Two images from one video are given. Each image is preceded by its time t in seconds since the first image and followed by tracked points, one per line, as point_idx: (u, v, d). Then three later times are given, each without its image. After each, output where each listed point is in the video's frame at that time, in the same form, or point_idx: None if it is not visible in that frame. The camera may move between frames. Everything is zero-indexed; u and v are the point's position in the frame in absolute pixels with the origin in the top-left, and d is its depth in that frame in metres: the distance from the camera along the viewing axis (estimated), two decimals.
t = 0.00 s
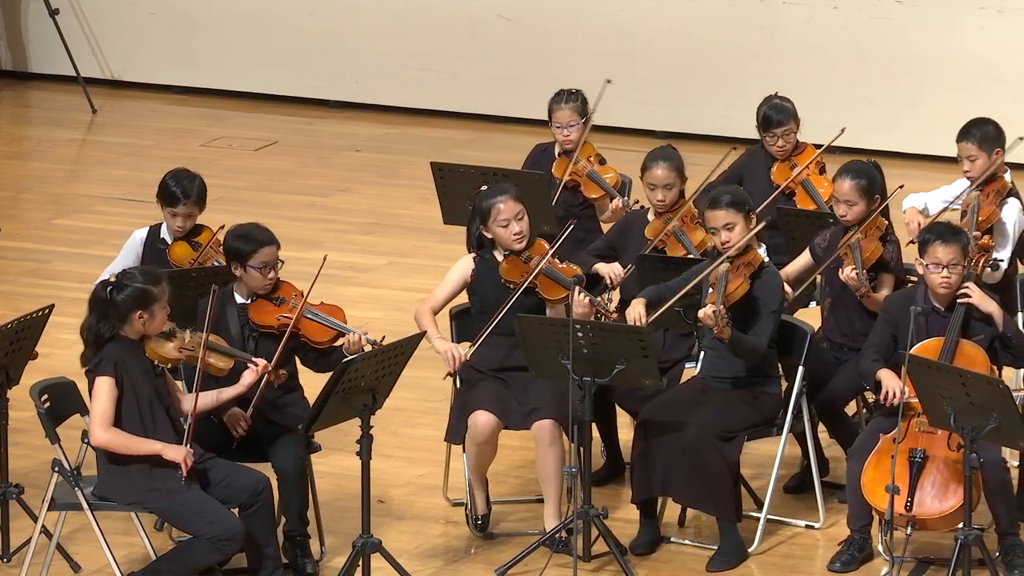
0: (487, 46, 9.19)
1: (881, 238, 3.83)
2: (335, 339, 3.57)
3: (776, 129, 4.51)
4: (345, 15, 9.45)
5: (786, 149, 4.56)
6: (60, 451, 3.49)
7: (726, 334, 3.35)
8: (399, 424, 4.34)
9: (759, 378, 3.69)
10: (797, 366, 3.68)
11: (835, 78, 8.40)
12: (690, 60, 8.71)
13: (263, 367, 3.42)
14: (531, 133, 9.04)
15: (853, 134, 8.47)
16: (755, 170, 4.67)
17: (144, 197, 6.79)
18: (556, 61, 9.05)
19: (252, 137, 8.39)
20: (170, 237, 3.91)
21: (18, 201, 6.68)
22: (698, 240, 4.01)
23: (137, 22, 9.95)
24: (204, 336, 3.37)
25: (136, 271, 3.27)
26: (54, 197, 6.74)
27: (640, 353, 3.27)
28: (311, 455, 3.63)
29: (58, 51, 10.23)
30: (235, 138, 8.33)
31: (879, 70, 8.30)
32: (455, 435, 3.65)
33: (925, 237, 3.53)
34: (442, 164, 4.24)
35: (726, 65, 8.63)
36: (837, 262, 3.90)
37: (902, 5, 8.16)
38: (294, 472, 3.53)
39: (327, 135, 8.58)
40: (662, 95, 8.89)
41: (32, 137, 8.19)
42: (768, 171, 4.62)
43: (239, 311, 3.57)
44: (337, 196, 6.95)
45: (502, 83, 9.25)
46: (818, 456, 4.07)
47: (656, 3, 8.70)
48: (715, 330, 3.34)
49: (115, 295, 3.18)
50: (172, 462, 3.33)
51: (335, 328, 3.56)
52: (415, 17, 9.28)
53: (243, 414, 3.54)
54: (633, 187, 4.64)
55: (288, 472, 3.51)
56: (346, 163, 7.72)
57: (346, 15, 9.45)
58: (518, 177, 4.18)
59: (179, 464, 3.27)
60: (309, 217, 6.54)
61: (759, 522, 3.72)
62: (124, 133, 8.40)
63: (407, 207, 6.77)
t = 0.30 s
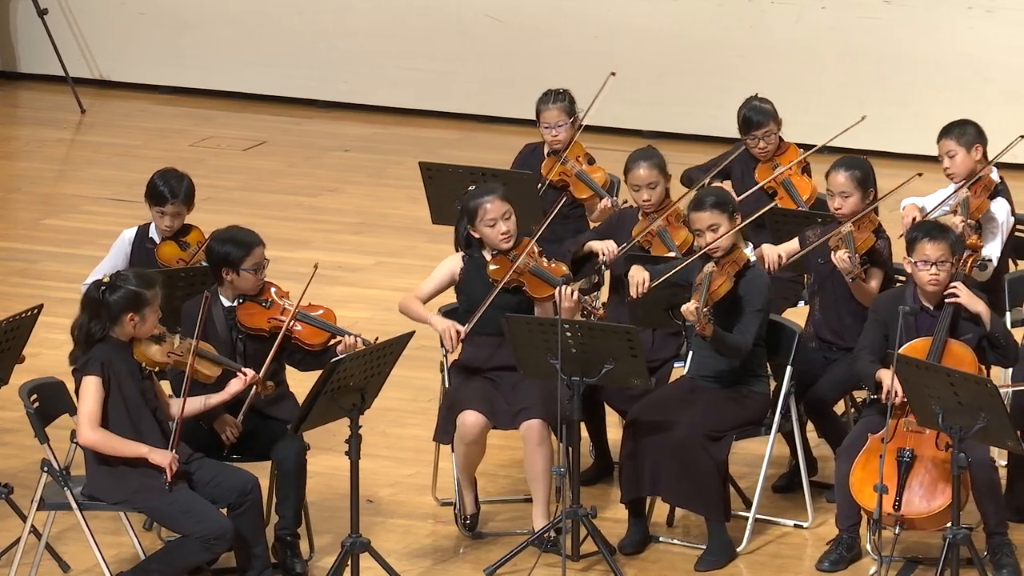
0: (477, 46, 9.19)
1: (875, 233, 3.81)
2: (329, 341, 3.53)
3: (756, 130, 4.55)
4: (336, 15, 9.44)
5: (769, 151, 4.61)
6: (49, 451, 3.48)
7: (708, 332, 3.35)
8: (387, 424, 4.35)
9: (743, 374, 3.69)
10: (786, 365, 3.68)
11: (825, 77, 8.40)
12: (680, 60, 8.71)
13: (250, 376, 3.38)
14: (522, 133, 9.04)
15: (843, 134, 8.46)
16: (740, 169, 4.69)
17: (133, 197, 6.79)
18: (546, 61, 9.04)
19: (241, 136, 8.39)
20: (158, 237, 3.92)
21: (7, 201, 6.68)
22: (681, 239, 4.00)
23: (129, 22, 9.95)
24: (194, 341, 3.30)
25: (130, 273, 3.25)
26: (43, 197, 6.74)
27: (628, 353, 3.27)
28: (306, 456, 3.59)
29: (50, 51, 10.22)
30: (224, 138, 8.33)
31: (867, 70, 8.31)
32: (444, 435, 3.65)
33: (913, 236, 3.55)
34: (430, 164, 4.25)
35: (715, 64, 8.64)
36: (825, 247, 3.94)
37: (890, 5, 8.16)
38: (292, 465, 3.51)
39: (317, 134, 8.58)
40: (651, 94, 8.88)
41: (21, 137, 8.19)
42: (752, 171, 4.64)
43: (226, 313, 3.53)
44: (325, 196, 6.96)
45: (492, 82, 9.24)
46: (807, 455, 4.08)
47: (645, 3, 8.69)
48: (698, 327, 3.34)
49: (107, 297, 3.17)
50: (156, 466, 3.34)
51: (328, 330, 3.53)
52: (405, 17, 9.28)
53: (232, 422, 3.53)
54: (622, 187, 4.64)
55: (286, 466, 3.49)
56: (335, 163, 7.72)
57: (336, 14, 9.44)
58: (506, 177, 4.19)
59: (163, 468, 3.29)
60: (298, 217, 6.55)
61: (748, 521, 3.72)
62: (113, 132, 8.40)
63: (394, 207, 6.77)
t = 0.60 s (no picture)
0: (468, 46, 9.17)
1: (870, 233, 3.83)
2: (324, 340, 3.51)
3: (746, 129, 4.55)
4: (328, 15, 9.42)
5: (759, 148, 4.61)
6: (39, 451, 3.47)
7: (693, 339, 3.36)
8: (377, 423, 4.35)
9: (728, 372, 3.68)
10: (775, 365, 3.69)
11: (815, 78, 8.38)
12: (671, 60, 8.69)
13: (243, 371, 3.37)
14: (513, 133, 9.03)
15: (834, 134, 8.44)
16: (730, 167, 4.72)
17: (123, 197, 6.79)
18: (537, 62, 9.02)
19: (231, 137, 8.39)
20: (149, 237, 3.91)
21: None
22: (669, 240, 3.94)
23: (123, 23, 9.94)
24: (185, 337, 3.30)
25: (120, 272, 3.22)
26: (33, 197, 6.75)
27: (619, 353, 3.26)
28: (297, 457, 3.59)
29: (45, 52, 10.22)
30: (213, 138, 8.32)
31: (858, 70, 8.28)
32: (434, 436, 3.64)
33: (905, 236, 3.55)
34: (420, 163, 4.25)
35: (706, 64, 8.61)
36: (820, 247, 3.92)
37: (880, 5, 8.12)
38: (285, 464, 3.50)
39: (306, 134, 8.57)
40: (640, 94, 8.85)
41: (11, 138, 8.18)
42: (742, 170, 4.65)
43: (219, 314, 3.49)
44: (315, 195, 6.97)
45: (484, 82, 9.22)
46: (797, 455, 4.08)
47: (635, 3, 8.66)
48: (681, 337, 3.34)
49: (96, 296, 3.14)
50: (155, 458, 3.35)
51: (323, 329, 3.51)
52: (396, 18, 9.25)
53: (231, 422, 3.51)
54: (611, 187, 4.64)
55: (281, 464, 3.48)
56: (325, 163, 7.72)
57: (328, 14, 9.41)
58: (495, 177, 4.19)
59: (163, 458, 3.27)
60: (289, 216, 6.56)
61: (739, 521, 3.72)
62: (102, 133, 8.39)
63: (384, 207, 6.76)
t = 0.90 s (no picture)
0: (460, 45, 9.16)
1: (860, 234, 3.85)
2: (315, 342, 3.51)
3: (739, 129, 4.56)
4: (321, 15, 9.41)
5: (751, 148, 4.62)
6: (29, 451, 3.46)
7: (679, 345, 3.37)
8: (368, 423, 4.36)
9: (717, 371, 3.68)
10: (765, 365, 3.69)
11: (805, 77, 8.38)
12: (663, 59, 8.68)
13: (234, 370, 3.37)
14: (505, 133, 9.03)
15: (825, 134, 8.44)
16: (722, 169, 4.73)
17: (113, 196, 6.79)
18: (529, 61, 9.01)
19: (222, 136, 8.38)
20: (142, 238, 3.93)
21: None
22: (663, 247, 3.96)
23: (115, 24, 9.92)
24: (174, 337, 3.31)
25: (114, 273, 3.19)
26: (24, 197, 6.75)
27: (610, 353, 3.26)
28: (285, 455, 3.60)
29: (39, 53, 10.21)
30: (204, 138, 8.32)
31: (849, 70, 8.28)
32: (426, 436, 3.65)
33: (896, 237, 3.54)
34: (412, 164, 4.26)
35: (697, 63, 8.61)
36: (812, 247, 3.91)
37: (870, 5, 8.12)
38: (271, 463, 3.50)
39: (298, 134, 8.56)
40: (631, 94, 8.84)
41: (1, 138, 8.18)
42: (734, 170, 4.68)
43: (210, 317, 3.49)
44: (306, 195, 6.98)
45: (477, 82, 9.21)
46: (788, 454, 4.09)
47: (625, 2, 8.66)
48: (667, 343, 3.36)
49: (92, 298, 3.11)
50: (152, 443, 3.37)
51: (314, 331, 3.51)
52: (388, 18, 9.24)
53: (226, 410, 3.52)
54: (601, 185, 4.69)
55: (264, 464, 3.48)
56: (315, 163, 7.72)
57: (322, 14, 9.40)
58: (487, 177, 4.19)
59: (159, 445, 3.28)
60: (280, 216, 6.56)
61: (729, 520, 3.72)
62: (93, 132, 8.39)
63: (375, 207, 6.76)
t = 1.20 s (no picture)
0: (451, 46, 9.16)
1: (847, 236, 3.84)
2: (301, 340, 3.52)
3: (729, 129, 4.57)
4: (312, 16, 9.41)
5: (741, 148, 4.63)
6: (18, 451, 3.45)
7: (670, 342, 3.38)
8: (359, 423, 4.36)
9: (706, 370, 3.68)
10: (755, 365, 3.70)
11: (795, 77, 8.37)
12: (653, 59, 8.68)
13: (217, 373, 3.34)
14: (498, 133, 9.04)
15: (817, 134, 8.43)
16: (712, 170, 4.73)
17: (103, 196, 6.79)
18: (520, 61, 9.01)
19: (212, 136, 8.38)
20: (131, 239, 3.93)
21: None
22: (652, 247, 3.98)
23: (108, 25, 9.92)
24: (159, 341, 3.28)
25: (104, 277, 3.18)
26: (14, 198, 6.75)
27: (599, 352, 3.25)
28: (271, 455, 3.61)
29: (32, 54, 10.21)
30: (194, 138, 8.32)
31: (839, 70, 8.28)
32: (415, 435, 3.64)
33: (886, 237, 3.53)
34: (402, 163, 4.28)
35: (688, 63, 8.61)
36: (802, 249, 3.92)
37: (860, 4, 8.13)
38: (253, 463, 3.50)
39: (289, 134, 8.56)
40: (622, 93, 8.84)
41: None
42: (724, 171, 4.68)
43: (195, 317, 3.49)
44: (295, 195, 6.98)
45: (469, 82, 9.21)
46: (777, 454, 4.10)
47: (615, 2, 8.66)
48: (659, 340, 3.36)
49: (82, 302, 3.09)
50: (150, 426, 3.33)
51: (299, 329, 3.51)
52: (380, 18, 9.24)
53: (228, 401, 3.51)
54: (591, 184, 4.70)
55: (244, 465, 3.48)
56: (305, 163, 7.72)
57: (314, 15, 9.40)
58: (476, 177, 4.18)
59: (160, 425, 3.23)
60: (269, 215, 6.57)
61: (718, 520, 3.72)
62: (83, 132, 8.38)
63: (365, 207, 6.77)
